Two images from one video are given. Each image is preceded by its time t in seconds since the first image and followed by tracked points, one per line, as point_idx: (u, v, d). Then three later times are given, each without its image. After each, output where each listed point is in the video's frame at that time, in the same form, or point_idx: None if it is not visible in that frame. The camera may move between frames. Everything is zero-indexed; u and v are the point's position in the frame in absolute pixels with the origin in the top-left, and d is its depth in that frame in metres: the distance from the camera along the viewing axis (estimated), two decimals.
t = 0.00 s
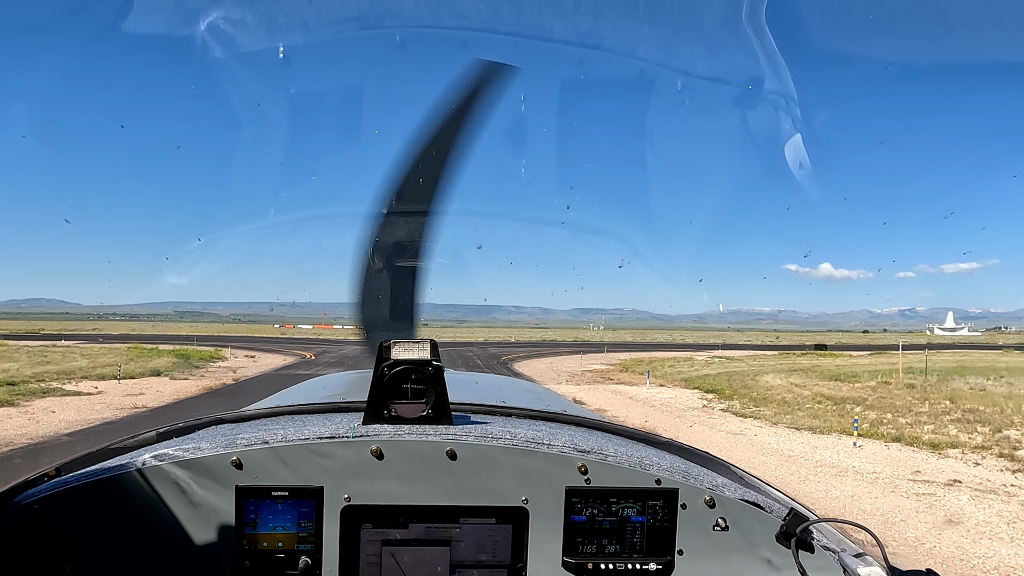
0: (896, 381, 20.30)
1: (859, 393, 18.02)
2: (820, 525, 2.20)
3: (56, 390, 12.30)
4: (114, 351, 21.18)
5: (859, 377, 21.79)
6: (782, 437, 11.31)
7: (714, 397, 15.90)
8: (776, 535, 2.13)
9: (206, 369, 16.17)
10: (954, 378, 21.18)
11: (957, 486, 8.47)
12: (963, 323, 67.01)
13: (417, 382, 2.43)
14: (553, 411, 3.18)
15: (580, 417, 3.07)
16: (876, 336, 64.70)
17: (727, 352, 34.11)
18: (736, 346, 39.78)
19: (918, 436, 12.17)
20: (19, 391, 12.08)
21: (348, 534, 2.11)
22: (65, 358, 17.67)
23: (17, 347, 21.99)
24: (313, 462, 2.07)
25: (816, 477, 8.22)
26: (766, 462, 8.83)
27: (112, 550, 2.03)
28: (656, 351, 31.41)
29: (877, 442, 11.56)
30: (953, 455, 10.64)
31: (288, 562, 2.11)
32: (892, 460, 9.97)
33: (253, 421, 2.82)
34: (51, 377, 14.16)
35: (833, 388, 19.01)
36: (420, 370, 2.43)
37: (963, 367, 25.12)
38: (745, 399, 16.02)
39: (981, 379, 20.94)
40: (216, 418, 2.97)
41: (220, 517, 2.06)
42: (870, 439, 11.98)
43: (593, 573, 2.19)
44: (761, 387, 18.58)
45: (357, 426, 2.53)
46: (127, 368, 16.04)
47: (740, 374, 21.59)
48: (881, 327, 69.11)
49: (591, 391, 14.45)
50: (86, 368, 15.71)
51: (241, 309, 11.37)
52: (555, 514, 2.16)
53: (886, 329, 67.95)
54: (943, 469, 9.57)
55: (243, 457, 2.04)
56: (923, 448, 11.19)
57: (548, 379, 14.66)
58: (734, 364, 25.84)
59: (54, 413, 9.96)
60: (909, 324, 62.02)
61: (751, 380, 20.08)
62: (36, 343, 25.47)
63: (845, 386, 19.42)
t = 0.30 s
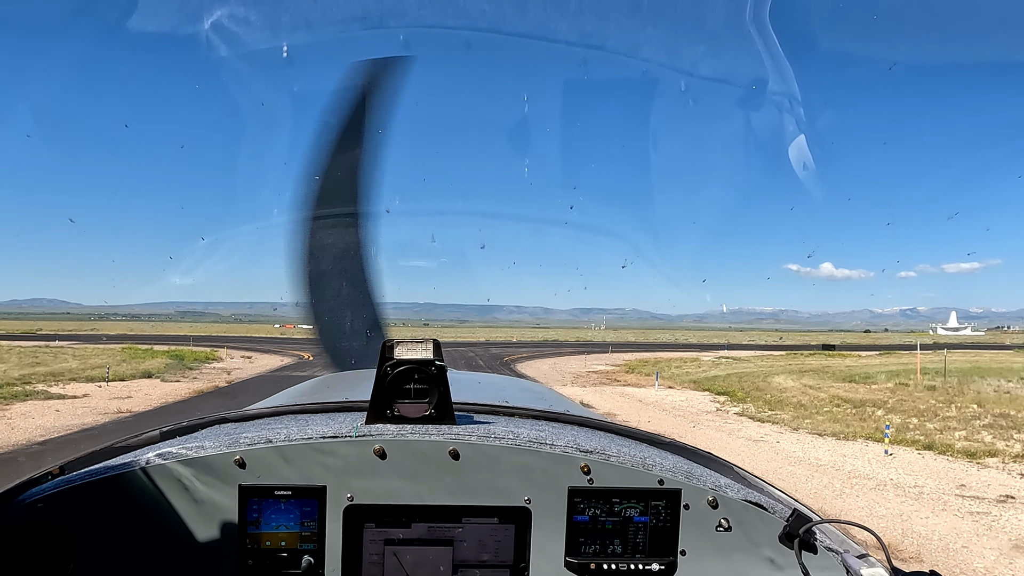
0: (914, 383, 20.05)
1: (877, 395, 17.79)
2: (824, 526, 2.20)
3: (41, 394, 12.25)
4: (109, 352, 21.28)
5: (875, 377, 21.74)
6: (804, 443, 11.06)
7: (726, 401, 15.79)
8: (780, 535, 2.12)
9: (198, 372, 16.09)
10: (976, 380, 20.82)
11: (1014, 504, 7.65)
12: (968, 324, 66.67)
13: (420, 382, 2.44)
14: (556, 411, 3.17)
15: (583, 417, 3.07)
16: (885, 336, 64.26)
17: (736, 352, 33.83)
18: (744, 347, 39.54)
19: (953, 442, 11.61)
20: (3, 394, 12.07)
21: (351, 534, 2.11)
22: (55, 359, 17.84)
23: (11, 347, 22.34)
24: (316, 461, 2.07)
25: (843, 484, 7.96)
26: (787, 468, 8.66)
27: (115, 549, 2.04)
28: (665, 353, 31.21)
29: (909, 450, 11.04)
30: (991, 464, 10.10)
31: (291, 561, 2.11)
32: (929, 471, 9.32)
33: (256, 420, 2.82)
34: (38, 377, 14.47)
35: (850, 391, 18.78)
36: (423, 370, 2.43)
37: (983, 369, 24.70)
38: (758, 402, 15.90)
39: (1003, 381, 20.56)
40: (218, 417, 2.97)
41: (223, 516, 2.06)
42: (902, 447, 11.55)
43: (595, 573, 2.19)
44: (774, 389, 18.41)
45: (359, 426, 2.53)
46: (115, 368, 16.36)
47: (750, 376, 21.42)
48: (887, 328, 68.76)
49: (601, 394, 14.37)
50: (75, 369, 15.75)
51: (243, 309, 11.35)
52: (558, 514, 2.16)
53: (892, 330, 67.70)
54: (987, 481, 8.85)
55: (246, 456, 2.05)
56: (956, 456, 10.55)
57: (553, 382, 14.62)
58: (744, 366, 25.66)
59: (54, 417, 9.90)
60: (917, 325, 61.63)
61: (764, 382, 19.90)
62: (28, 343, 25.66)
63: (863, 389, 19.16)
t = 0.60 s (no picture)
0: (935, 386, 19.79)
1: (897, 398, 17.59)
2: (827, 526, 2.19)
3: (22, 397, 12.30)
4: (98, 352, 21.50)
5: (892, 379, 21.48)
6: (830, 447, 10.77)
7: (740, 403, 15.73)
8: (783, 535, 2.12)
9: (187, 374, 16.06)
10: (999, 382, 20.51)
11: None
12: (975, 323, 66.35)
13: (423, 382, 2.43)
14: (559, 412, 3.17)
15: (586, 417, 3.07)
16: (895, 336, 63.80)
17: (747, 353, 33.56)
18: (753, 347, 39.29)
19: (991, 451, 11.17)
20: None
21: (355, 535, 2.11)
22: (43, 360, 18.02)
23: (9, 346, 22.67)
24: (319, 462, 2.07)
25: (871, 490, 7.78)
26: (814, 475, 8.43)
27: (119, 551, 2.04)
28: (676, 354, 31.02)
29: (944, 459, 10.40)
30: None
31: (295, 562, 2.11)
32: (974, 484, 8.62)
33: (259, 422, 2.82)
34: (23, 377, 14.73)
35: (868, 393, 18.59)
36: (426, 371, 2.43)
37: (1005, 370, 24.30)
38: (773, 405, 15.79)
39: None
40: (222, 419, 2.98)
41: (226, 518, 2.06)
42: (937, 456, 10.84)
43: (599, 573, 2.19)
44: (789, 392, 18.25)
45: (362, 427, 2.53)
46: (104, 368, 16.66)
47: (763, 377, 21.26)
48: (895, 328, 68.39)
49: (611, 397, 14.37)
50: (64, 370, 15.92)
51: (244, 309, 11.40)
52: (561, 515, 2.16)
53: (900, 329, 67.29)
54: None
55: (249, 457, 2.05)
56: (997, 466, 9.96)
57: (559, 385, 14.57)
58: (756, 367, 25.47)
59: (42, 420, 9.90)
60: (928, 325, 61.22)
61: (777, 384, 19.75)
62: (19, 343, 26.00)
63: (882, 392, 18.94)
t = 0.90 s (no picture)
0: (959, 388, 19.57)
1: (922, 402, 17.39)
2: (828, 528, 2.19)
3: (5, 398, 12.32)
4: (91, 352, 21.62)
5: (908, 382, 21.27)
6: (862, 458, 10.58)
7: (756, 407, 15.68)
8: (783, 537, 2.12)
9: (179, 375, 16.01)
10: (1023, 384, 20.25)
11: None
12: (982, 325, 66.11)
13: (424, 382, 2.43)
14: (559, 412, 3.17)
15: (586, 418, 3.07)
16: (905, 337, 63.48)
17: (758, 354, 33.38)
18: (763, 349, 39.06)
19: None
20: None
21: (354, 534, 2.11)
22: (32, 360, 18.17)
23: None
24: (319, 461, 2.07)
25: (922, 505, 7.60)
26: (853, 488, 8.21)
27: (119, 551, 2.04)
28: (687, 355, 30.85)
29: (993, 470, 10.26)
30: None
31: (295, 562, 2.11)
32: None
33: (259, 421, 2.82)
34: (6, 377, 14.94)
35: (890, 396, 18.43)
36: (426, 371, 2.43)
37: None
38: (790, 409, 15.68)
39: None
40: (222, 418, 2.97)
41: (227, 516, 2.07)
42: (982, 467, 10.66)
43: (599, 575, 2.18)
44: (804, 395, 18.12)
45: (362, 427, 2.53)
46: (91, 368, 16.80)
47: (774, 379, 21.13)
48: (908, 329, 67.92)
49: (625, 401, 14.34)
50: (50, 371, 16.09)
51: (244, 309, 11.40)
52: (561, 516, 2.16)
53: (915, 330, 66.83)
54: None
55: (250, 456, 2.05)
56: None
57: (565, 387, 14.50)
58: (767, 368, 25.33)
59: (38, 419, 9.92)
60: (945, 327, 60.76)
61: (789, 386, 19.63)
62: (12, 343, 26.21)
63: (904, 394, 18.75)
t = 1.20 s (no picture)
0: (986, 392, 19.30)
1: (948, 407, 17.12)
2: (832, 526, 2.19)
3: None
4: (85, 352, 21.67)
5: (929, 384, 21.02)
6: (896, 468, 10.41)
7: (773, 411, 15.56)
8: (786, 535, 2.12)
9: (177, 376, 15.92)
10: None
11: None
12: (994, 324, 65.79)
13: (426, 381, 2.43)
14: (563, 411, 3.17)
15: (589, 416, 3.07)
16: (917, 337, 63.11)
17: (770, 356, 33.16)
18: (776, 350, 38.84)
19: None
20: None
21: (357, 533, 2.12)
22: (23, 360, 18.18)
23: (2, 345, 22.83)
24: (322, 460, 2.08)
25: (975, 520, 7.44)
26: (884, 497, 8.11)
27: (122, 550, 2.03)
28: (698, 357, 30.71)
29: None
30: None
31: (298, 560, 2.12)
32: None
33: (262, 420, 2.83)
34: None
35: (911, 400, 18.24)
36: (429, 369, 2.44)
37: None
38: (809, 413, 15.55)
39: None
40: (225, 416, 2.98)
41: (231, 514, 2.07)
42: None
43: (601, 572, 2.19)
44: (822, 399, 17.98)
45: (365, 425, 2.53)
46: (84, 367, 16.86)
47: (788, 381, 20.98)
48: (915, 329, 67.67)
49: (638, 404, 14.29)
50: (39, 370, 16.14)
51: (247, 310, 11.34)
52: (564, 514, 2.16)
53: (930, 331, 66.44)
54: None
55: (253, 455, 2.06)
56: None
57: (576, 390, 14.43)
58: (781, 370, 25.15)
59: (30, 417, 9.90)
60: (953, 326, 60.53)
61: (805, 389, 19.48)
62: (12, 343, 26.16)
63: (928, 399, 18.52)
